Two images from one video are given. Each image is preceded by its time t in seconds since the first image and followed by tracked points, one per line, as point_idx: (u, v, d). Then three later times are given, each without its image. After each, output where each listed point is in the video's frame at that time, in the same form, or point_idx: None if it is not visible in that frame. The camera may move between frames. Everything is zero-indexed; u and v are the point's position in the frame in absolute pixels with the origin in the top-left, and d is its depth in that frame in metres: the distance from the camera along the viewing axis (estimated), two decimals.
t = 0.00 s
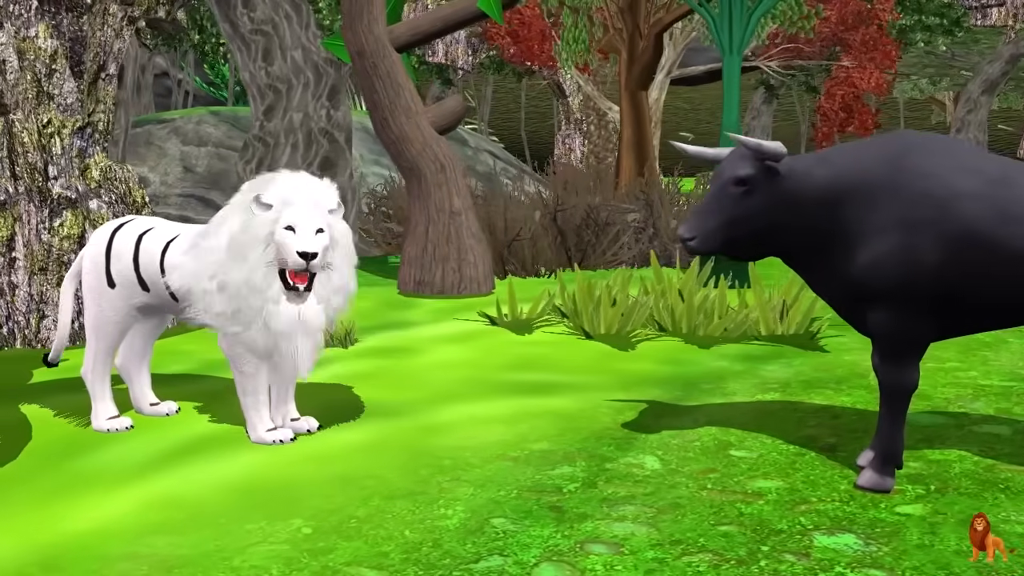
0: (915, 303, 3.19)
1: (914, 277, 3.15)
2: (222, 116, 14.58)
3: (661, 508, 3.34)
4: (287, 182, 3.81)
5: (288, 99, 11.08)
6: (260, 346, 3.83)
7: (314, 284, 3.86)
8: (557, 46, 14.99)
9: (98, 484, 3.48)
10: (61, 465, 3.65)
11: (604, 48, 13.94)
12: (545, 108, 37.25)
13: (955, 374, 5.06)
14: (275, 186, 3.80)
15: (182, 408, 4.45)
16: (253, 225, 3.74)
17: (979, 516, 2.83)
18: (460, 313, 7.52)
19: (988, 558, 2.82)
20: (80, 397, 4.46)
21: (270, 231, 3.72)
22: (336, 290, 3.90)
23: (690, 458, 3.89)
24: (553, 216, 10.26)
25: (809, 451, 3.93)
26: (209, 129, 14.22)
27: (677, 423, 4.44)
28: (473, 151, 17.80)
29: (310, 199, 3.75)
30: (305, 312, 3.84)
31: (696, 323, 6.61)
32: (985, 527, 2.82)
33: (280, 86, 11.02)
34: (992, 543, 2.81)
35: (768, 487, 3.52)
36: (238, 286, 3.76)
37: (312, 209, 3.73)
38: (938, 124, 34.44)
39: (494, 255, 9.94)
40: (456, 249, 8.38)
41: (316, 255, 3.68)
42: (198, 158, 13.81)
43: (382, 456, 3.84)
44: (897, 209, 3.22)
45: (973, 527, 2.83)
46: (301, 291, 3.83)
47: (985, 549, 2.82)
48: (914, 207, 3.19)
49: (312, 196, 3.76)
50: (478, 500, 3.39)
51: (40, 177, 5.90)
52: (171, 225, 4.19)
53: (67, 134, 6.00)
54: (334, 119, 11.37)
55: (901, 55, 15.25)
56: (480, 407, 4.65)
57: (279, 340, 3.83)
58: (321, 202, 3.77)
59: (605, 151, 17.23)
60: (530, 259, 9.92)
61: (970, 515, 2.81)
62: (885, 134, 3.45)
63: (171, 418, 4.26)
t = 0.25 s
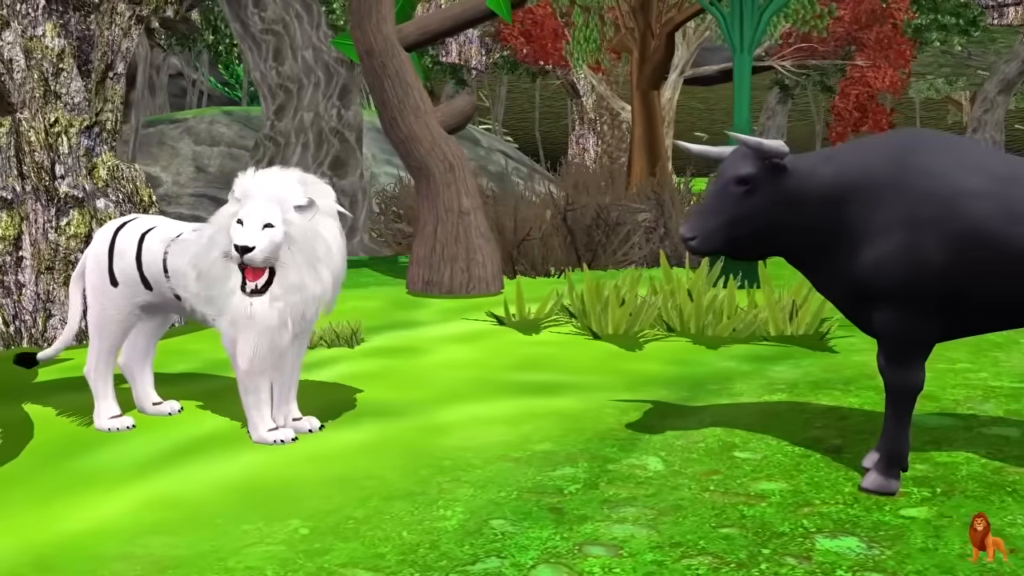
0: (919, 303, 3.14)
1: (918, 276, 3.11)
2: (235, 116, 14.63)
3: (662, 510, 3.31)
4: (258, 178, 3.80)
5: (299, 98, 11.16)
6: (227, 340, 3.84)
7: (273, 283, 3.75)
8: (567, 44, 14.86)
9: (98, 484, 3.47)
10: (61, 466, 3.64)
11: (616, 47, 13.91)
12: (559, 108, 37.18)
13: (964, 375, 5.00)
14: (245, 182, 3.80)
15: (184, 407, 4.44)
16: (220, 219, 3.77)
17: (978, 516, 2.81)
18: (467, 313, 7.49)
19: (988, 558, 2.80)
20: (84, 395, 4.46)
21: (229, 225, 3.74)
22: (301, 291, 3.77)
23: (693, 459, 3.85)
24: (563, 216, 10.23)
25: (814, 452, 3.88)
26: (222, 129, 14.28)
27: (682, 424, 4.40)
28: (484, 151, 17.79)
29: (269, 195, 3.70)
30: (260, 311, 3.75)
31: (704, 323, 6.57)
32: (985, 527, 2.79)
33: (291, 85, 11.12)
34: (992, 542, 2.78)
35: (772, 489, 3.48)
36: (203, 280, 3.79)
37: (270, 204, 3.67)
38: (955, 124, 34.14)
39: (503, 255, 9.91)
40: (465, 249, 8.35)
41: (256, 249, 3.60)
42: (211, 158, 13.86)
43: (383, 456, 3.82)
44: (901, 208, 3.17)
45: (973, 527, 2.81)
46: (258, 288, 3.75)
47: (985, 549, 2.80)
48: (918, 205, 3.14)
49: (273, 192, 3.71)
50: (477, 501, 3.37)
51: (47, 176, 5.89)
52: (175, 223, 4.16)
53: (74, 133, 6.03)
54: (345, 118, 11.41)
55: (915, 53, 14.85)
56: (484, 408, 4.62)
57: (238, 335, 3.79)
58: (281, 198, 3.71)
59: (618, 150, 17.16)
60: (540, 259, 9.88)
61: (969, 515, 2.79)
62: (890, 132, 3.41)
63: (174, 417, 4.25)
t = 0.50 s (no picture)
0: (924, 303, 3.09)
1: (923, 275, 3.05)
2: (248, 116, 14.69)
3: (663, 512, 3.27)
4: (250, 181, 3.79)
5: (311, 98, 11.19)
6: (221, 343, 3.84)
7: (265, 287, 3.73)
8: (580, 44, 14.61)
9: (97, 484, 3.46)
10: (62, 465, 3.64)
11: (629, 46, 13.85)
12: (575, 108, 37.07)
13: (976, 377, 4.93)
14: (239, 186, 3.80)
15: (187, 406, 4.43)
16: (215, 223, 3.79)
17: (978, 516, 2.77)
18: (476, 313, 7.47)
19: (988, 559, 2.77)
20: (87, 395, 4.45)
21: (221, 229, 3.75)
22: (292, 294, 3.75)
23: (697, 461, 3.81)
24: (574, 215, 10.20)
25: (820, 454, 3.83)
26: (235, 129, 14.33)
27: (687, 425, 4.35)
28: (498, 151, 17.77)
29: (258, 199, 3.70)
30: (251, 315, 3.73)
31: (714, 324, 6.51)
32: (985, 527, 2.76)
33: (303, 84, 11.16)
34: (991, 542, 2.76)
35: (775, 491, 3.43)
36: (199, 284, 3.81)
37: (258, 208, 3.67)
38: (975, 124, 33.77)
39: (515, 255, 9.88)
40: (475, 248, 8.34)
41: (243, 256, 3.60)
42: (224, 158, 13.91)
43: (384, 456, 3.79)
44: (906, 205, 3.12)
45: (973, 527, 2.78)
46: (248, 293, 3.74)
47: (984, 549, 2.77)
48: (923, 203, 3.09)
49: (262, 196, 3.70)
50: (476, 502, 3.34)
51: (55, 175, 5.96)
52: (177, 221, 4.15)
53: (82, 132, 6.10)
54: (357, 118, 11.39)
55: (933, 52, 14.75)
56: (488, 408, 4.59)
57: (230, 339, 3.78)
58: (270, 202, 3.69)
59: (633, 149, 17.07)
60: (551, 259, 9.83)
61: (969, 515, 2.76)
62: (895, 128, 3.35)
63: (176, 416, 4.25)
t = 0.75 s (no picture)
0: (928, 303, 3.04)
1: (927, 275, 3.00)
2: (263, 116, 14.75)
3: (664, 514, 3.23)
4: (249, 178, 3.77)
5: (323, 97, 11.21)
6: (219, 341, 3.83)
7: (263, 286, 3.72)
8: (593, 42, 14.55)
9: (95, 483, 3.45)
10: (62, 464, 3.64)
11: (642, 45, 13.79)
12: (592, 108, 36.95)
13: (988, 378, 4.85)
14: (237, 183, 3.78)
15: (190, 405, 4.43)
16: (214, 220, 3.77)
17: (979, 517, 2.77)
18: (485, 313, 7.43)
19: (989, 559, 2.75)
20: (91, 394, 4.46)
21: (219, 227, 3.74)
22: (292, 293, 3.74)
23: (699, 462, 3.77)
24: (586, 215, 10.16)
25: (825, 456, 3.78)
26: (250, 128, 14.37)
27: (692, 426, 4.31)
28: (513, 151, 17.74)
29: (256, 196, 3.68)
30: (248, 314, 3.72)
31: (724, 324, 6.45)
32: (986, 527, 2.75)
33: (315, 84, 11.18)
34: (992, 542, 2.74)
35: (778, 494, 3.38)
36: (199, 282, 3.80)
37: (256, 206, 3.65)
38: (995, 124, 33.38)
39: (526, 255, 9.82)
40: (485, 248, 8.31)
41: (239, 253, 3.57)
42: (239, 157, 13.92)
43: (385, 457, 3.77)
44: (910, 204, 3.07)
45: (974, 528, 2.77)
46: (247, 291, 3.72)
47: (985, 550, 2.75)
48: (927, 202, 3.04)
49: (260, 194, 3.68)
50: (475, 504, 3.31)
51: (62, 174, 6.05)
52: (180, 219, 4.15)
53: (90, 131, 6.20)
54: (370, 117, 11.37)
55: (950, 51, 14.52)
56: (492, 408, 4.56)
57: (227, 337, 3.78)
58: (269, 200, 3.68)
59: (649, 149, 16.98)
60: (562, 259, 9.83)
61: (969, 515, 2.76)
62: (900, 127, 3.30)
63: (179, 416, 4.25)
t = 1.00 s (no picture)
0: (931, 303, 2.99)
1: (930, 274, 2.95)
2: (276, 115, 14.79)
3: (664, 516, 3.19)
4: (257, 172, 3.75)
5: (335, 97, 11.22)
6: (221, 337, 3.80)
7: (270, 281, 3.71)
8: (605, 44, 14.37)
9: (93, 483, 3.45)
10: (61, 464, 3.63)
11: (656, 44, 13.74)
12: (608, 108, 36.85)
13: (998, 380, 4.78)
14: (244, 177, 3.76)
15: (194, 404, 4.42)
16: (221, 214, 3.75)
17: (979, 516, 2.74)
18: (494, 313, 7.41)
19: (988, 558, 2.73)
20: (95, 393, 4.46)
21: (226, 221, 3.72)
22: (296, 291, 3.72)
23: (702, 464, 3.72)
24: (597, 215, 10.11)
25: (830, 458, 3.73)
26: (264, 128, 14.41)
27: (696, 426, 4.26)
28: (527, 150, 17.70)
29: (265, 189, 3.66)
30: (252, 311, 3.71)
31: (733, 325, 6.39)
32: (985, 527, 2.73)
33: (327, 83, 11.19)
34: (991, 543, 2.71)
35: (781, 496, 3.34)
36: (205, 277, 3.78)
37: (265, 200, 3.64)
38: (1015, 123, 33.02)
39: (536, 255, 9.81)
40: (494, 247, 8.29)
41: (250, 245, 3.56)
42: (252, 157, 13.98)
43: (385, 457, 3.75)
44: (912, 203, 3.02)
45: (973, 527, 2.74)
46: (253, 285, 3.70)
47: (985, 549, 2.72)
48: (930, 200, 2.99)
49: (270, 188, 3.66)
50: (473, 505, 3.28)
51: (70, 173, 6.11)
52: (182, 217, 4.15)
53: (98, 130, 6.24)
54: (382, 117, 11.40)
55: (967, 50, 14.44)
56: (495, 409, 4.53)
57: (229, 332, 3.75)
58: (277, 194, 3.66)
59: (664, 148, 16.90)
60: (572, 259, 9.81)
61: (969, 515, 2.73)
62: (903, 124, 3.26)
63: (182, 415, 4.24)
